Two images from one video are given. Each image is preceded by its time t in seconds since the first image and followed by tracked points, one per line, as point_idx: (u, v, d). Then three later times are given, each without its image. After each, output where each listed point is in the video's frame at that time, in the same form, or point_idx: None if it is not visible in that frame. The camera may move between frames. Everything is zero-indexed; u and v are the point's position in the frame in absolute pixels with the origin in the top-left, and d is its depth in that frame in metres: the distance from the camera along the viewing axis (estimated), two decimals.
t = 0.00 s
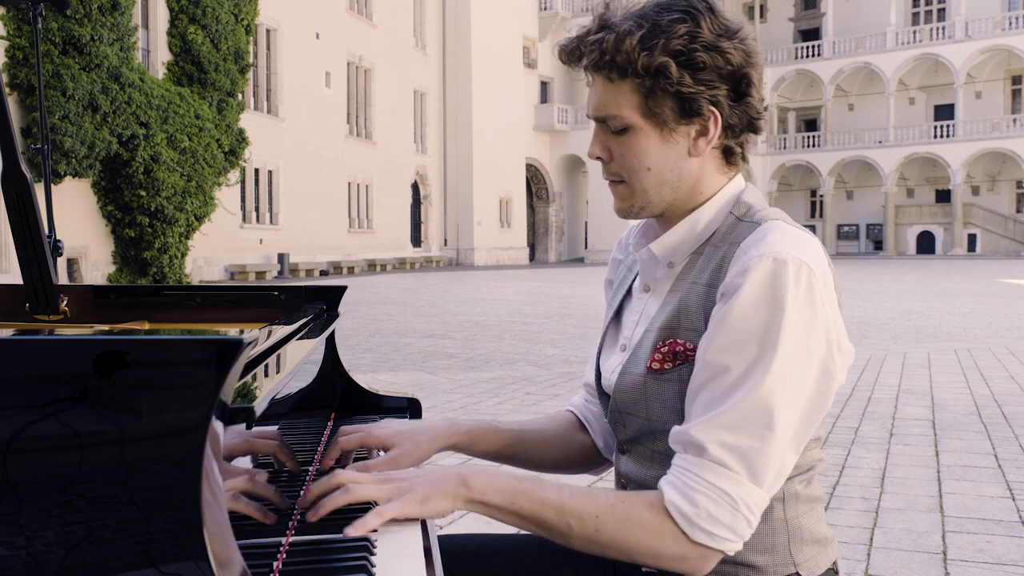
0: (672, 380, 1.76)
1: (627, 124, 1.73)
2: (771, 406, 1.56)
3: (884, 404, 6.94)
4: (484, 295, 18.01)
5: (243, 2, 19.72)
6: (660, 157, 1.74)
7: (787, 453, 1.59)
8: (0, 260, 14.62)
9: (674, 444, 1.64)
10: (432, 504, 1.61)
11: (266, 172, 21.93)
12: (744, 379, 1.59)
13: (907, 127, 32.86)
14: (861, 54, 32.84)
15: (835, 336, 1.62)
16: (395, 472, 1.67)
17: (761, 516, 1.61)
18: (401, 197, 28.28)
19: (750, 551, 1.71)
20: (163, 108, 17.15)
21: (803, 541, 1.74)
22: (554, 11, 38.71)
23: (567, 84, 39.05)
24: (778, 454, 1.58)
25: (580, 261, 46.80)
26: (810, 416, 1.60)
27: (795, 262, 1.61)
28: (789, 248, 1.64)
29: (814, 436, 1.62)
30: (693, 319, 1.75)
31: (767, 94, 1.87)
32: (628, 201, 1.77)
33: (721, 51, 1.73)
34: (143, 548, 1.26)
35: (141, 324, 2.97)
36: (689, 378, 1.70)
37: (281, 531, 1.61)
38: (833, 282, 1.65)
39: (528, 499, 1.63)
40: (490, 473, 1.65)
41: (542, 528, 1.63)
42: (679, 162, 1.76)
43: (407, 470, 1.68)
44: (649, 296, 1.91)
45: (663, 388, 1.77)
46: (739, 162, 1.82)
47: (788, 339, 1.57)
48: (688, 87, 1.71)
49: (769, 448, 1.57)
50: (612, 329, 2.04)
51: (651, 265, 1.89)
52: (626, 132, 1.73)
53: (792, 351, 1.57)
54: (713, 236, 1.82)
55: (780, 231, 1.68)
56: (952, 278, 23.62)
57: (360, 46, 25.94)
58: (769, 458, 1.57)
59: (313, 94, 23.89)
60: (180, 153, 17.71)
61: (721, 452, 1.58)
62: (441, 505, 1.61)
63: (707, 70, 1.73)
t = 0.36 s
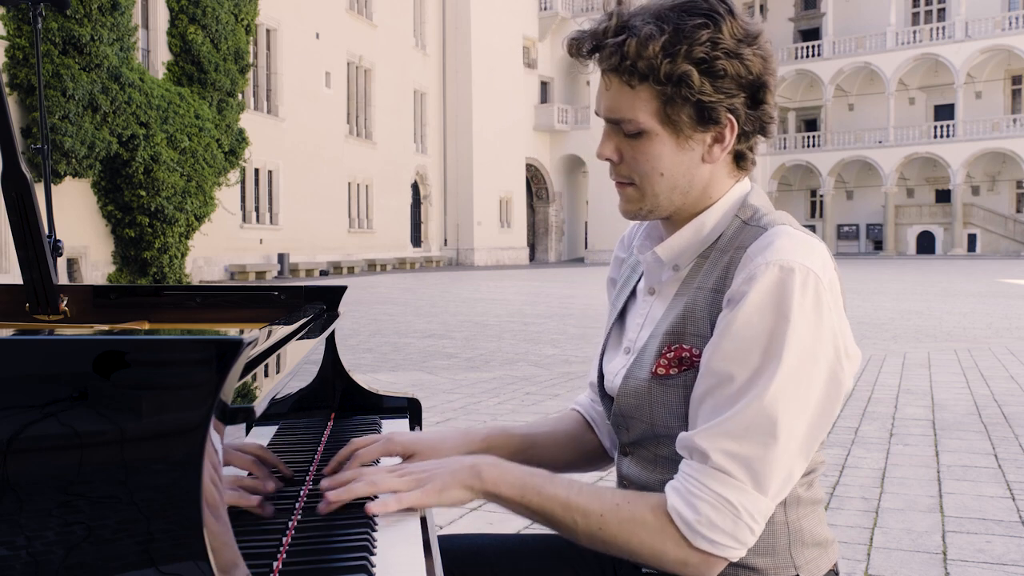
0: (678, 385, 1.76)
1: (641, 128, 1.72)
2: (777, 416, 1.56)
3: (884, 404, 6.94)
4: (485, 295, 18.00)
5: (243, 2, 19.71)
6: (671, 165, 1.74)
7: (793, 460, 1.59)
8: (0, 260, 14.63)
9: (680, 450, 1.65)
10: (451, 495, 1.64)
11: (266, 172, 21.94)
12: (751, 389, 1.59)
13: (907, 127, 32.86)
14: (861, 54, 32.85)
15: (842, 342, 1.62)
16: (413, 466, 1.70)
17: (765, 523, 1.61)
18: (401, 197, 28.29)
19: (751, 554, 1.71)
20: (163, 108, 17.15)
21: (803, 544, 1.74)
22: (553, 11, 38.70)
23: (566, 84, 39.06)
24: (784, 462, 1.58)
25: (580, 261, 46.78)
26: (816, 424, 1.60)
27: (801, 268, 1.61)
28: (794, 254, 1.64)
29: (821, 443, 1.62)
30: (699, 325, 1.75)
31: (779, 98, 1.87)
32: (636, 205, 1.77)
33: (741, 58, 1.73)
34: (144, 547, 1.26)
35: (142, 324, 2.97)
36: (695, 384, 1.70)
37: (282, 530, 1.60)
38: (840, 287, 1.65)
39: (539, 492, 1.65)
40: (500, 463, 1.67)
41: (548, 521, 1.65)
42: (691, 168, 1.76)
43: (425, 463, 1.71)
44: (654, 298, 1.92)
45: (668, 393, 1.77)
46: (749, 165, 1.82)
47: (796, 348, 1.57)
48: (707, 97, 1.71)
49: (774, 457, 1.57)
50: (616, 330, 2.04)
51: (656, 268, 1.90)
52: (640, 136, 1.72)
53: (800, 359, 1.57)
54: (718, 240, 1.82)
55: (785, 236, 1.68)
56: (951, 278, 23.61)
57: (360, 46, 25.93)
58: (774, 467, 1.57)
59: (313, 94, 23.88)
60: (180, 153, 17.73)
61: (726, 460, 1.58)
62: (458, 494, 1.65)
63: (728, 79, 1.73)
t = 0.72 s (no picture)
0: (683, 390, 1.76)
1: (655, 132, 1.72)
2: (781, 422, 1.56)
3: (884, 404, 6.94)
4: (485, 295, 18.00)
5: (243, 2, 19.71)
6: (684, 169, 1.74)
7: (797, 466, 1.59)
8: (0, 260, 14.64)
9: (683, 450, 1.65)
10: (465, 471, 1.66)
11: (266, 172, 21.95)
12: (756, 395, 1.58)
13: (907, 127, 32.87)
14: (861, 54, 32.86)
15: (847, 349, 1.61)
16: (427, 453, 1.71)
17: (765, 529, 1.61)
18: (401, 197, 28.31)
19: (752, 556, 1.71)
20: (163, 108, 17.14)
21: (804, 545, 1.74)
22: (553, 11, 38.70)
23: (567, 84, 39.07)
24: (788, 467, 1.58)
25: (580, 261, 46.76)
26: (823, 431, 1.60)
27: (808, 275, 1.60)
28: (801, 259, 1.63)
29: (825, 449, 1.62)
30: (704, 329, 1.75)
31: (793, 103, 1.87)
32: (644, 206, 1.77)
33: (759, 66, 1.73)
34: (144, 547, 1.26)
35: (142, 324, 2.98)
36: (701, 387, 1.70)
37: (282, 530, 1.60)
38: (846, 293, 1.65)
39: (547, 482, 1.65)
40: (510, 442, 1.69)
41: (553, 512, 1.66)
42: (702, 173, 1.76)
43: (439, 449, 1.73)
44: (660, 300, 1.92)
45: (674, 397, 1.77)
46: (759, 169, 1.83)
47: (801, 354, 1.57)
48: (724, 106, 1.71)
49: (776, 463, 1.57)
50: (622, 331, 2.04)
51: (663, 268, 1.90)
52: (653, 140, 1.72)
53: (805, 365, 1.57)
54: (725, 242, 1.82)
55: (791, 240, 1.68)
56: (951, 278, 23.61)
57: (360, 46, 25.92)
58: (776, 472, 1.57)
59: (313, 94, 23.88)
60: (180, 153, 17.73)
61: (727, 463, 1.58)
62: (471, 474, 1.66)
63: (744, 86, 1.73)
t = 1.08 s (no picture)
0: (691, 391, 1.76)
1: (668, 132, 1.71)
2: (796, 425, 1.56)
3: (884, 404, 6.94)
4: (485, 295, 17.99)
5: (243, 2, 19.72)
6: (695, 170, 1.74)
7: (810, 469, 1.59)
8: (0, 260, 14.63)
9: (695, 457, 1.65)
10: (470, 491, 1.63)
11: (266, 172, 21.94)
12: (771, 398, 1.58)
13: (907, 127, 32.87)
14: (861, 54, 32.88)
15: (857, 351, 1.62)
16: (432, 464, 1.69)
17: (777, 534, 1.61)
18: (401, 197, 28.31)
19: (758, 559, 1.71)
20: (163, 108, 17.14)
21: (806, 547, 1.74)
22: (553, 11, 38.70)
23: (567, 84, 39.10)
24: (802, 470, 1.58)
25: (580, 261, 46.77)
26: (835, 435, 1.60)
27: (820, 279, 1.61)
28: (813, 262, 1.64)
29: (834, 452, 1.62)
30: (713, 331, 1.75)
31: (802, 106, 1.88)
32: (654, 206, 1.77)
33: (774, 69, 1.74)
34: (144, 547, 1.26)
35: (142, 324, 2.98)
36: (710, 389, 1.70)
37: (282, 529, 1.61)
38: (854, 296, 1.65)
39: (557, 490, 1.64)
40: (519, 460, 1.67)
41: (562, 520, 1.65)
42: (714, 174, 1.76)
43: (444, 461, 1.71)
44: (664, 301, 1.91)
45: (681, 399, 1.77)
46: (766, 170, 1.83)
47: (813, 357, 1.57)
48: (740, 109, 1.71)
49: (790, 467, 1.57)
50: (626, 336, 2.04)
51: (669, 270, 1.89)
52: (666, 141, 1.72)
53: (818, 367, 1.57)
54: (731, 244, 1.82)
55: (801, 243, 1.68)
56: (952, 278, 23.61)
57: (360, 46, 25.94)
58: (789, 477, 1.57)
59: (312, 94, 23.89)
60: (180, 153, 17.71)
61: (741, 469, 1.58)
62: (477, 491, 1.64)
63: (759, 89, 1.74)
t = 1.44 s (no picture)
0: (693, 390, 1.76)
1: (672, 130, 1.71)
2: (803, 424, 1.57)
3: (884, 404, 6.94)
4: (485, 295, 17.99)
5: (243, 2, 19.72)
6: (701, 169, 1.74)
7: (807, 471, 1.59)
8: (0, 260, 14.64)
9: (697, 455, 1.65)
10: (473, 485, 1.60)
11: (266, 172, 21.95)
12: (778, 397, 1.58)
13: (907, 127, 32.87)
14: (861, 54, 32.88)
15: (858, 350, 1.63)
16: (421, 457, 1.65)
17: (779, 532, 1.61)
18: (401, 197, 28.32)
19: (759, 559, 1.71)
20: (163, 108, 17.14)
21: (807, 547, 1.74)
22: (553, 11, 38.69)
23: (567, 84, 39.12)
24: (803, 471, 1.58)
25: (580, 261, 46.76)
26: (837, 432, 1.60)
27: (824, 280, 1.61)
28: (817, 264, 1.64)
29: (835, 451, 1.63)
30: (717, 332, 1.75)
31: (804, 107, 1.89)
32: (657, 205, 1.76)
33: (780, 69, 1.74)
34: (143, 547, 1.26)
35: (141, 324, 2.98)
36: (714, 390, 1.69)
37: (282, 530, 1.60)
38: (858, 297, 1.66)
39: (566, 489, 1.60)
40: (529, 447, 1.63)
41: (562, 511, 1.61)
42: (718, 173, 1.77)
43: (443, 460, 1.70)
44: (667, 302, 1.90)
45: (682, 399, 1.77)
46: (769, 169, 1.84)
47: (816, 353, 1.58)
48: (745, 110, 1.72)
49: (794, 466, 1.57)
50: (628, 340, 2.04)
51: (674, 272, 1.89)
52: (670, 139, 1.72)
53: (820, 367, 1.58)
54: (735, 246, 1.82)
55: (805, 243, 1.69)
56: (951, 277, 23.61)
57: (360, 46, 25.94)
58: (795, 478, 1.58)
59: (312, 94, 23.90)
60: (180, 153, 17.69)
61: (747, 468, 1.58)
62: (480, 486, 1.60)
63: (764, 87, 1.74)
